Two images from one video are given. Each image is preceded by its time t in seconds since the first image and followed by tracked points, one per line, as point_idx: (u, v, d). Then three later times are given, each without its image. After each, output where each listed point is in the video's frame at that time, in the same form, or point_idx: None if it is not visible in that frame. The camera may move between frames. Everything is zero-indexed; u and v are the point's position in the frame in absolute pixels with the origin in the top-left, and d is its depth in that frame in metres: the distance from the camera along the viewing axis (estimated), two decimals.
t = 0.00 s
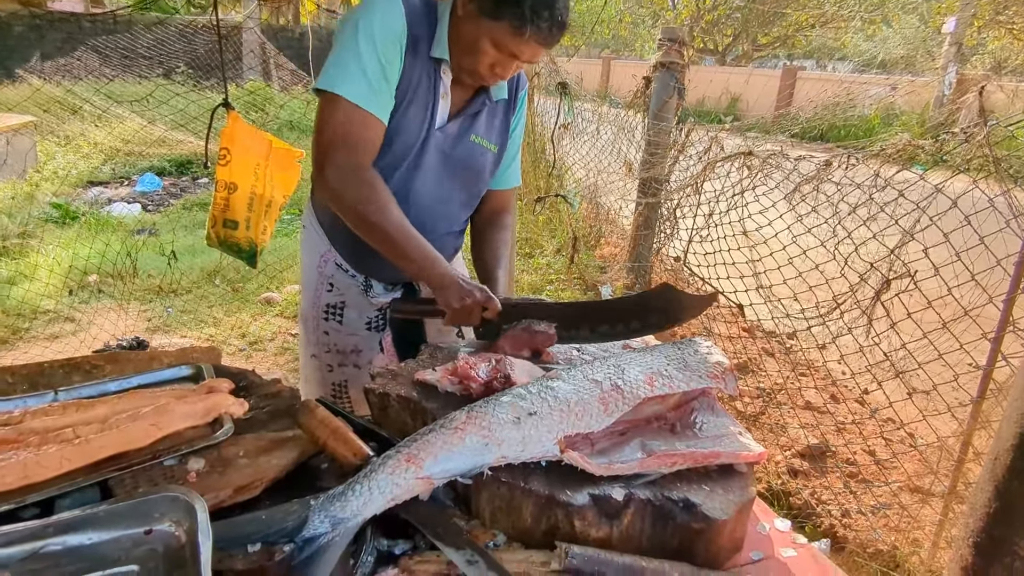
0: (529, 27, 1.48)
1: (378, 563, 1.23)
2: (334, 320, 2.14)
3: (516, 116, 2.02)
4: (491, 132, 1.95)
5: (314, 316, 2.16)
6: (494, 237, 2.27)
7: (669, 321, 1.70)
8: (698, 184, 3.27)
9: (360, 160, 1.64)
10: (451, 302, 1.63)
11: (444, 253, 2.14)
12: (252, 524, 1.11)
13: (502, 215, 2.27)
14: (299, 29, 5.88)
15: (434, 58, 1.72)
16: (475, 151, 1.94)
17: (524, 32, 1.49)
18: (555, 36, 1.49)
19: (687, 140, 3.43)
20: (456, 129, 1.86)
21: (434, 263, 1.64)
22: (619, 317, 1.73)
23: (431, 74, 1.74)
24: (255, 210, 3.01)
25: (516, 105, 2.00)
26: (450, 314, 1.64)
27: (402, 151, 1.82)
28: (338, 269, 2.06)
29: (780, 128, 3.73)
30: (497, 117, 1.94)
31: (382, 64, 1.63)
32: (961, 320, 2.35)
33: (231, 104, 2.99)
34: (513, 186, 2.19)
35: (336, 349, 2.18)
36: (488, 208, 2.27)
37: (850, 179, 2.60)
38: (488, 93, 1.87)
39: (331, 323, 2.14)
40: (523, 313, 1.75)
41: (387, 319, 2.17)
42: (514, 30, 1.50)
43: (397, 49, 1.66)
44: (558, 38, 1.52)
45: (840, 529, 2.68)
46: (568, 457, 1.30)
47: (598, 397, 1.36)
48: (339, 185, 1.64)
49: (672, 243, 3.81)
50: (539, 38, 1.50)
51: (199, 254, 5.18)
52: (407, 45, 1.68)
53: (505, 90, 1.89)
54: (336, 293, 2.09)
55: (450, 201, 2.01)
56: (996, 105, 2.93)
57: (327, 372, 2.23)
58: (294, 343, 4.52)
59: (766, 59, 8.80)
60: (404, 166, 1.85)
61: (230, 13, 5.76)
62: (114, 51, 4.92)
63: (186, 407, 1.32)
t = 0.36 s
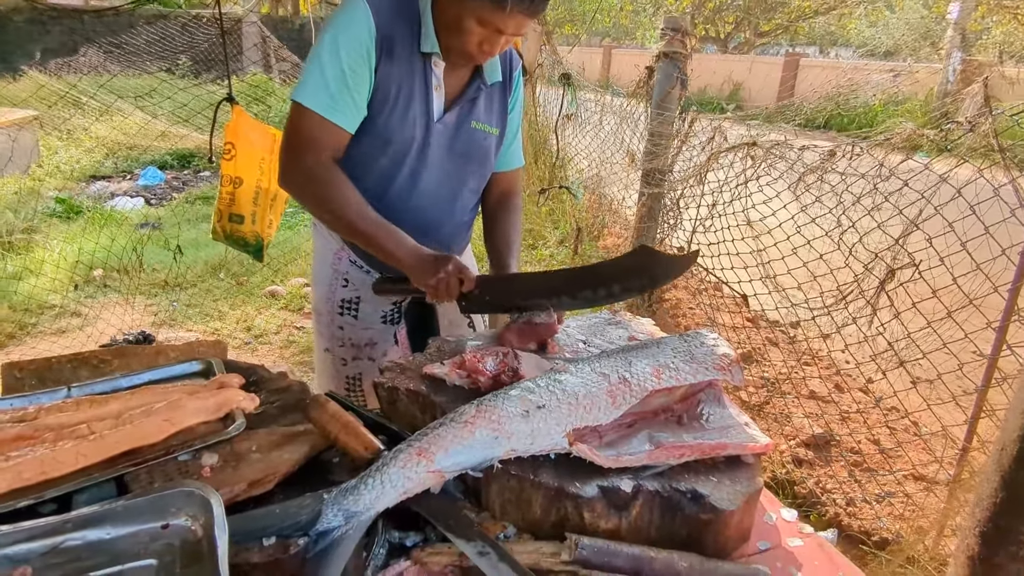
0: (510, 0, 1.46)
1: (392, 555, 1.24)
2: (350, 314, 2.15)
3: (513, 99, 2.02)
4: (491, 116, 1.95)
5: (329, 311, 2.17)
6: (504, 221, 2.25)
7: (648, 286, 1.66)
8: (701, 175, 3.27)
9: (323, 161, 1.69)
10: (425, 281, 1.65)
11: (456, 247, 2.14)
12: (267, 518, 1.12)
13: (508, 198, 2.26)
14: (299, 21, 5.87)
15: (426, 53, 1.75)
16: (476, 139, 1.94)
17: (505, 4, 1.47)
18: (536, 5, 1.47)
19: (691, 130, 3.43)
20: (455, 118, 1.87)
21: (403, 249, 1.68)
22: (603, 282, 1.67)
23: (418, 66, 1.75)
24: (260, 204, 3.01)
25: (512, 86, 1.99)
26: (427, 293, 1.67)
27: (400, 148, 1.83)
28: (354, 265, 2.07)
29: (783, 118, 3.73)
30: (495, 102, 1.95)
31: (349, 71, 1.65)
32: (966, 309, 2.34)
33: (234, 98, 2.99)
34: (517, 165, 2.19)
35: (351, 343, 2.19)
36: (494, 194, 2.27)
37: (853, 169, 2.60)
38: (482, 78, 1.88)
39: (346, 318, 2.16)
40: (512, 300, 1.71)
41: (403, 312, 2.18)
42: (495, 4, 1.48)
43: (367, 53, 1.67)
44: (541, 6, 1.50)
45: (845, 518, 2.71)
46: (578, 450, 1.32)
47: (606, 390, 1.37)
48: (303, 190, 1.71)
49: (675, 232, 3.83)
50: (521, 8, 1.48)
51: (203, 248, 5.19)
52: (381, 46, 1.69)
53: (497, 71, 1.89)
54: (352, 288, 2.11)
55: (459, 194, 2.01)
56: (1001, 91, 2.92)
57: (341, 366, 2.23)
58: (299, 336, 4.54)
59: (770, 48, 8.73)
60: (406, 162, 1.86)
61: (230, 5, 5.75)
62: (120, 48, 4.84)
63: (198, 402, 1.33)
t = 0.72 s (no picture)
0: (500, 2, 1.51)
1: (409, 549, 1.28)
2: (355, 313, 2.18)
3: (510, 101, 2.08)
4: (490, 116, 2.00)
5: (334, 309, 2.20)
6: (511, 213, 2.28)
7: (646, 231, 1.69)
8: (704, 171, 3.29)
9: (317, 162, 1.71)
10: (423, 257, 1.71)
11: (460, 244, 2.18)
12: (289, 513, 1.16)
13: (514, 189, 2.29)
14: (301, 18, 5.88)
15: (420, 56, 1.78)
16: (476, 139, 1.99)
17: (496, 6, 1.52)
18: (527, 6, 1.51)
19: (694, 125, 3.47)
20: (454, 120, 1.91)
21: (401, 231, 1.72)
22: (598, 234, 1.71)
23: (413, 68, 1.78)
24: (266, 204, 3.04)
25: (509, 89, 2.06)
26: (427, 268, 1.72)
27: (398, 149, 1.86)
28: (360, 264, 2.10)
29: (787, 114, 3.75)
30: (493, 103, 2.01)
31: (340, 76, 1.68)
32: (965, 304, 2.36)
33: (241, 98, 3.02)
34: (516, 160, 2.24)
35: (356, 342, 2.23)
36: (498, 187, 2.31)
37: (856, 166, 2.62)
38: (480, 79, 1.94)
39: (351, 316, 2.19)
40: (511, 266, 1.77)
41: (407, 311, 2.22)
42: (487, 6, 1.54)
43: (358, 57, 1.69)
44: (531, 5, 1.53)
45: (847, 510, 2.75)
46: (588, 446, 1.35)
47: (615, 387, 1.40)
48: (296, 189, 1.72)
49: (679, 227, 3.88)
50: (511, 9, 1.52)
51: (208, 245, 5.23)
52: (372, 50, 1.71)
53: (495, 71, 1.95)
54: (358, 287, 2.14)
55: (458, 192, 2.05)
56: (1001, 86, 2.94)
57: (345, 365, 2.27)
58: (306, 332, 4.58)
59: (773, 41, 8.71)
60: (406, 162, 1.89)
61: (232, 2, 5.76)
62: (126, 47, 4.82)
63: (217, 401, 1.37)
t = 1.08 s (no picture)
0: None
1: (369, 530, 1.34)
2: (341, 310, 2.25)
3: (488, 105, 2.16)
4: (471, 115, 2.07)
5: (321, 307, 2.27)
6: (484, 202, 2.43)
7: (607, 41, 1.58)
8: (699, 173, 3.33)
9: (307, 151, 1.77)
10: (401, 270, 1.75)
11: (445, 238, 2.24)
12: (253, 491, 1.24)
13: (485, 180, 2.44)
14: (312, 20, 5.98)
15: (403, 51, 1.84)
16: (458, 135, 2.06)
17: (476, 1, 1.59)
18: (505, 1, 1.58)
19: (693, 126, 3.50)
20: (438, 115, 1.98)
21: (383, 235, 1.76)
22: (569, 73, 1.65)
23: (398, 63, 1.85)
24: (262, 202, 3.11)
25: (488, 92, 2.14)
26: (404, 281, 1.76)
27: (384, 142, 1.92)
28: (344, 262, 2.17)
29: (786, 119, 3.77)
30: (475, 103, 2.08)
31: (329, 67, 1.74)
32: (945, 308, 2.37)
33: (242, 98, 3.12)
34: (486, 158, 2.38)
35: (343, 338, 2.30)
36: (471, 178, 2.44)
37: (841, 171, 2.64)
38: (461, 78, 2.01)
39: (338, 313, 2.26)
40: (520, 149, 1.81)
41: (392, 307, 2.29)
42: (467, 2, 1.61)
43: (347, 49, 1.76)
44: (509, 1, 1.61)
45: (829, 512, 2.77)
46: (544, 436, 1.41)
47: (574, 380, 1.46)
48: (287, 177, 1.78)
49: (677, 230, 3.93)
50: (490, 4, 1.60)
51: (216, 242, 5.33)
52: (360, 43, 1.79)
53: (475, 70, 2.02)
54: (343, 285, 2.21)
55: (443, 186, 2.11)
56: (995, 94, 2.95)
57: (333, 360, 2.35)
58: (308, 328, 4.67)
59: (786, 47, 8.68)
60: (392, 155, 1.95)
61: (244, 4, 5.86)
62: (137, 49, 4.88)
63: (195, 387, 1.44)
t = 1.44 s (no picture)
0: None
1: (363, 490, 1.44)
2: (353, 293, 2.35)
3: (494, 92, 2.28)
4: (475, 105, 2.18)
5: (334, 290, 2.38)
6: (495, 197, 2.52)
7: None
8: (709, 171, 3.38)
9: (320, 139, 1.88)
10: (400, 260, 1.86)
11: (452, 225, 2.31)
12: (256, 447, 1.35)
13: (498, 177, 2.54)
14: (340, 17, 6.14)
15: (411, 42, 1.96)
16: (463, 123, 2.16)
17: None
18: None
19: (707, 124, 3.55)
20: (443, 103, 2.09)
21: (388, 225, 1.87)
22: None
23: (405, 54, 1.96)
24: (284, 190, 3.23)
25: (492, 81, 2.26)
26: (401, 270, 1.87)
27: (393, 129, 2.01)
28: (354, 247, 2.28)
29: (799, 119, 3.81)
30: (478, 92, 2.20)
31: (341, 58, 1.85)
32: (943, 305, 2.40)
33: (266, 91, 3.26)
34: (504, 153, 2.48)
35: (355, 320, 2.41)
36: (486, 175, 2.55)
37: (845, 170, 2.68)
38: (466, 68, 2.13)
39: (350, 296, 2.36)
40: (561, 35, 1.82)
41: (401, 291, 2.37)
42: None
43: (357, 41, 1.87)
44: None
45: (828, 507, 2.80)
46: (529, 407, 1.49)
47: (560, 357, 1.56)
48: (299, 164, 1.89)
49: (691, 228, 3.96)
50: None
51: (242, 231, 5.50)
52: (370, 35, 1.90)
53: (479, 60, 2.15)
54: (354, 269, 2.32)
55: (450, 173, 2.19)
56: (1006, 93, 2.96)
57: (347, 341, 2.46)
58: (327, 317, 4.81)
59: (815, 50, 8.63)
60: (400, 142, 2.04)
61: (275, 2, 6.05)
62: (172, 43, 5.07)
63: (208, 353, 1.55)
